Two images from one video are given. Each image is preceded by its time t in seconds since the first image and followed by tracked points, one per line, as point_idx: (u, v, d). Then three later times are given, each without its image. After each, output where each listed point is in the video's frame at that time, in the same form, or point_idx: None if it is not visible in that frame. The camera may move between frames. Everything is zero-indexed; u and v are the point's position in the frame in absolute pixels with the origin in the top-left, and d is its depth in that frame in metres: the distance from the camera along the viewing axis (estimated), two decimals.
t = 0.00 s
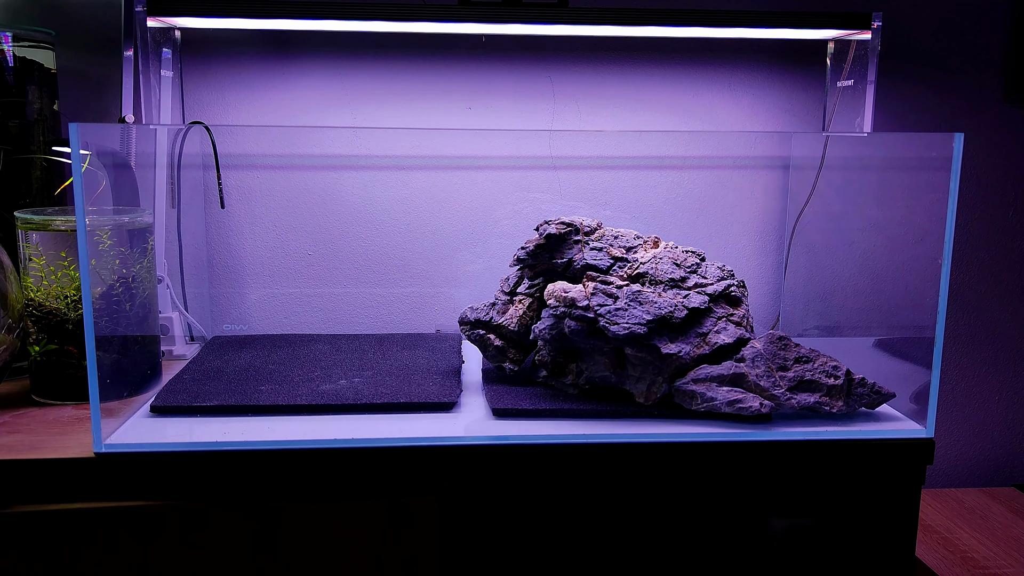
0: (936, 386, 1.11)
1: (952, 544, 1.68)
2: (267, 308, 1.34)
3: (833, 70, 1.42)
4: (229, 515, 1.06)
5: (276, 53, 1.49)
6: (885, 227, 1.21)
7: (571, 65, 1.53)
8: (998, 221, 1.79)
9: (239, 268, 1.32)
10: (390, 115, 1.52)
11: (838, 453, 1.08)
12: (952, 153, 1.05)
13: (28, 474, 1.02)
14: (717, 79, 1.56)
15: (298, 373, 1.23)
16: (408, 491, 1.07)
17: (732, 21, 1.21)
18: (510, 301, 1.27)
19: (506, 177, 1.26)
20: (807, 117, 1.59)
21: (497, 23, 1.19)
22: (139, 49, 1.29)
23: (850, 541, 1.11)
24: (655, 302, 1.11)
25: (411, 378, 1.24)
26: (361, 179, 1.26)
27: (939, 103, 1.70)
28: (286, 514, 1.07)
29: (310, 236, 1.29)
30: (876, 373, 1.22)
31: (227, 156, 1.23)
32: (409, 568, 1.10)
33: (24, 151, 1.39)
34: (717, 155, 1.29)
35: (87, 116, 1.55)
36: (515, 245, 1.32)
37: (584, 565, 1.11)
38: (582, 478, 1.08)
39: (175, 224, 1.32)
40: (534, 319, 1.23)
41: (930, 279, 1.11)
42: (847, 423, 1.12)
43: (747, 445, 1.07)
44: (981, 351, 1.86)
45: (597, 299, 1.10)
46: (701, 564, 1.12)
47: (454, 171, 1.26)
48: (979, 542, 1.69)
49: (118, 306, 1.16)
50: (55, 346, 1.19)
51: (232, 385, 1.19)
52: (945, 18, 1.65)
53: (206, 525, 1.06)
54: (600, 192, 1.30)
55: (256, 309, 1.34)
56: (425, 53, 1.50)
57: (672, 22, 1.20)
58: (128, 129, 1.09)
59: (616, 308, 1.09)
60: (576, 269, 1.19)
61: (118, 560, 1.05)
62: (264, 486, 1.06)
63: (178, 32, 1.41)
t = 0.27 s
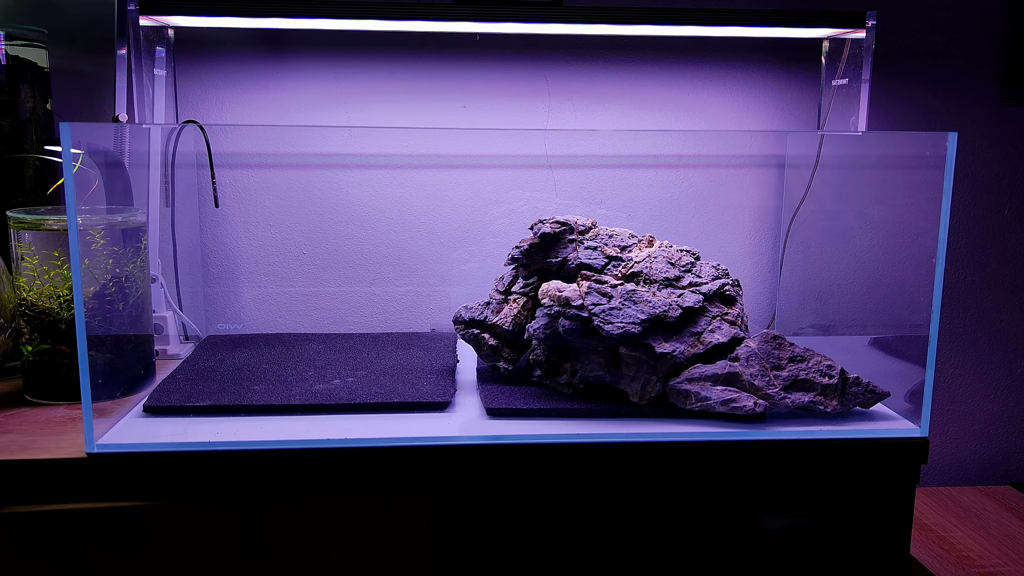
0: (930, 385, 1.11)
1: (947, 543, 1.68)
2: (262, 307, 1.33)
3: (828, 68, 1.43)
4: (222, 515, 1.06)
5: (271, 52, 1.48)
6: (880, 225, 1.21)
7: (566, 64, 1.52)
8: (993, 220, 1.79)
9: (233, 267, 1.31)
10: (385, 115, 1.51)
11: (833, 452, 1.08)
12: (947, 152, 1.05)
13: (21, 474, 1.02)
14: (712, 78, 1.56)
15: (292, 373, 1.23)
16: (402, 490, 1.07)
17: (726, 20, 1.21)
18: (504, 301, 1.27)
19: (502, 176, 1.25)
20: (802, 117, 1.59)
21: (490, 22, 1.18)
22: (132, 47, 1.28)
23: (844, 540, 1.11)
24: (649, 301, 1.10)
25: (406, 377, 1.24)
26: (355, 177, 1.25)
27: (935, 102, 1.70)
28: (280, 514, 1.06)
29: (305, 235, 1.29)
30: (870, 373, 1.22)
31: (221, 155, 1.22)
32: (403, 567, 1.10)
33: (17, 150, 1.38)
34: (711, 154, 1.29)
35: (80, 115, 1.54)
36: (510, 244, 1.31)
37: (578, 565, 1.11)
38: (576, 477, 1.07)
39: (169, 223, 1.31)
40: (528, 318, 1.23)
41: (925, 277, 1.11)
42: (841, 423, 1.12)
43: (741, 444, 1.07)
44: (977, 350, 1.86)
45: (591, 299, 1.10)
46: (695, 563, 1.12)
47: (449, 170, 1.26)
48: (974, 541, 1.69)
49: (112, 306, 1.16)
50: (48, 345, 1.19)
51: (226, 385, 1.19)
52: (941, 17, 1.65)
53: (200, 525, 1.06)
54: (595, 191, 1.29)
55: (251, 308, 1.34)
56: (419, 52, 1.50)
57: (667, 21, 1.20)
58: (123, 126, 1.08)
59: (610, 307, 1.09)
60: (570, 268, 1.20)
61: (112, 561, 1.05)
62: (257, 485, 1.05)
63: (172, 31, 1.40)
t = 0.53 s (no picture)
0: (926, 387, 1.11)
1: (942, 544, 1.69)
2: (259, 308, 1.33)
3: (825, 70, 1.44)
4: (219, 517, 1.06)
5: (267, 53, 1.48)
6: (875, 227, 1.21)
7: (563, 65, 1.52)
8: (990, 221, 1.79)
9: (231, 269, 1.32)
10: (382, 116, 1.52)
11: (829, 453, 1.08)
12: (941, 154, 1.05)
13: (16, 476, 1.02)
14: (709, 79, 1.56)
15: (289, 374, 1.23)
16: (399, 492, 1.07)
17: (721, 22, 1.21)
18: (500, 303, 1.27)
19: (497, 177, 1.26)
20: (799, 118, 1.59)
21: (486, 24, 1.19)
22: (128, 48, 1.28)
23: (840, 541, 1.11)
24: (645, 303, 1.10)
25: (403, 379, 1.24)
26: (352, 180, 1.25)
27: (931, 103, 1.70)
28: (277, 515, 1.07)
29: (302, 236, 1.29)
30: (866, 374, 1.22)
31: (218, 156, 1.23)
32: (400, 569, 1.10)
33: (12, 151, 1.37)
34: (707, 156, 1.29)
35: (76, 116, 1.54)
36: (506, 246, 1.32)
37: (573, 566, 1.11)
38: (572, 479, 1.08)
39: (166, 224, 1.32)
40: (524, 319, 1.23)
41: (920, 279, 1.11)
42: (837, 424, 1.12)
43: (737, 446, 1.07)
44: (973, 351, 1.86)
45: (587, 300, 1.10)
46: (690, 564, 1.12)
47: (446, 171, 1.26)
48: (970, 542, 1.69)
49: (107, 308, 1.16)
50: (43, 347, 1.19)
51: (222, 387, 1.19)
52: (938, 19, 1.65)
53: (196, 526, 1.06)
54: (592, 193, 1.30)
55: (248, 309, 1.33)
56: (416, 53, 1.50)
57: (662, 23, 1.20)
58: (119, 129, 1.09)
59: (606, 309, 1.09)
60: (566, 270, 1.19)
61: (108, 562, 1.05)
62: (254, 488, 1.05)
63: (168, 32, 1.40)
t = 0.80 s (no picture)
0: (924, 386, 1.11)
1: (941, 542, 1.70)
2: (261, 308, 1.33)
3: (825, 70, 1.45)
4: (222, 515, 1.07)
5: (269, 53, 1.49)
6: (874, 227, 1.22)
7: (564, 65, 1.53)
8: (989, 221, 1.80)
9: (232, 268, 1.32)
10: (384, 116, 1.52)
11: (828, 452, 1.09)
12: (939, 154, 1.06)
13: (21, 474, 1.03)
14: (709, 79, 1.57)
15: (291, 373, 1.24)
16: (400, 490, 1.08)
17: (722, 23, 1.21)
18: (501, 302, 1.27)
19: (497, 177, 1.26)
20: (799, 118, 1.60)
21: (487, 25, 1.19)
22: (132, 49, 1.29)
23: (838, 539, 1.12)
24: (645, 302, 1.11)
25: (405, 378, 1.25)
26: (354, 179, 1.26)
27: (931, 103, 1.70)
28: (280, 513, 1.07)
29: (303, 235, 1.30)
30: (865, 373, 1.23)
31: (220, 156, 1.24)
32: (401, 566, 1.11)
33: (17, 151, 1.39)
34: (707, 156, 1.30)
35: (80, 117, 1.55)
36: (507, 245, 1.32)
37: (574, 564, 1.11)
38: (572, 478, 1.08)
39: (168, 224, 1.32)
40: (525, 319, 1.24)
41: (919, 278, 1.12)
42: (835, 423, 1.13)
43: (737, 445, 1.08)
44: (972, 350, 1.87)
45: (587, 300, 1.11)
46: (690, 561, 1.13)
47: (448, 171, 1.27)
48: (969, 540, 1.70)
49: (111, 307, 1.16)
50: (48, 346, 1.19)
51: (225, 385, 1.19)
52: (938, 19, 1.66)
53: (200, 524, 1.07)
54: (592, 193, 1.30)
55: (250, 309, 1.34)
56: (418, 53, 1.50)
57: (663, 24, 1.21)
58: (122, 129, 1.10)
59: (607, 309, 1.09)
60: (567, 270, 1.20)
61: (112, 559, 1.06)
62: (256, 486, 1.06)
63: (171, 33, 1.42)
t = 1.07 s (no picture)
0: (925, 385, 1.12)
1: (941, 541, 1.70)
2: (265, 307, 1.34)
3: (826, 71, 1.45)
4: (225, 511, 1.07)
5: (273, 54, 1.50)
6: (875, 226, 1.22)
7: (566, 66, 1.54)
8: (990, 221, 1.80)
9: (236, 268, 1.33)
10: (386, 115, 1.53)
11: (829, 450, 1.09)
12: (940, 154, 1.07)
13: (27, 470, 1.03)
14: (711, 80, 1.57)
15: (295, 371, 1.25)
16: (403, 487, 1.08)
17: (724, 23, 1.22)
18: (504, 301, 1.28)
19: (500, 178, 1.27)
20: (800, 119, 1.60)
21: (491, 25, 1.20)
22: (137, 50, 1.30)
23: (838, 537, 1.13)
24: (647, 301, 1.12)
25: (408, 376, 1.25)
26: (358, 179, 1.27)
27: (932, 104, 1.71)
28: (283, 510, 1.08)
29: (306, 235, 1.30)
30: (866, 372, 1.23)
31: (222, 156, 1.24)
32: (404, 563, 1.11)
33: (23, 151, 1.40)
34: (708, 156, 1.30)
35: (85, 116, 1.56)
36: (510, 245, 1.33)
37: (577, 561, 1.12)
38: (575, 475, 1.09)
39: (173, 224, 1.33)
40: (528, 318, 1.25)
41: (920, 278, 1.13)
42: (836, 421, 1.14)
43: (738, 442, 1.08)
44: (973, 350, 1.87)
45: (590, 299, 1.11)
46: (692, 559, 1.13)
47: (451, 171, 1.27)
48: (970, 539, 1.70)
49: (116, 305, 1.17)
50: (53, 344, 1.20)
51: (229, 383, 1.20)
52: (939, 20, 1.66)
53: (203, 521, 1.07)
54: (594, 193, 1.31)
55: (254, 308, 1.35)
56: (421, 54, 1.51)
57: (666, 24, 1.21)
58: (127, 128, 1.10)
59: (609, 307, 1.10)
60: (569, 269, 1.21)
61: (117, 555, 1.06)
62: (260, 482, 1.07)
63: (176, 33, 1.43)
